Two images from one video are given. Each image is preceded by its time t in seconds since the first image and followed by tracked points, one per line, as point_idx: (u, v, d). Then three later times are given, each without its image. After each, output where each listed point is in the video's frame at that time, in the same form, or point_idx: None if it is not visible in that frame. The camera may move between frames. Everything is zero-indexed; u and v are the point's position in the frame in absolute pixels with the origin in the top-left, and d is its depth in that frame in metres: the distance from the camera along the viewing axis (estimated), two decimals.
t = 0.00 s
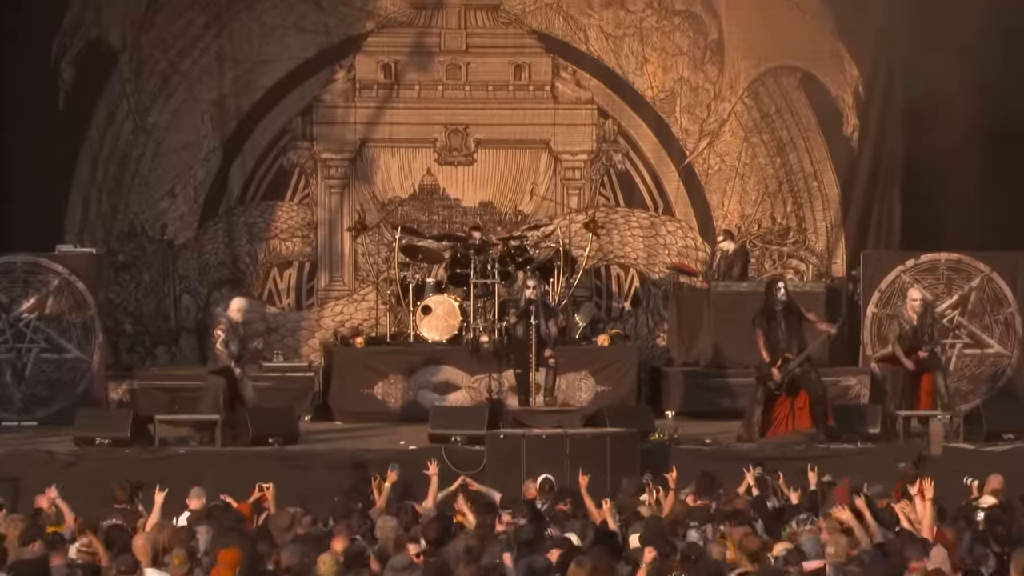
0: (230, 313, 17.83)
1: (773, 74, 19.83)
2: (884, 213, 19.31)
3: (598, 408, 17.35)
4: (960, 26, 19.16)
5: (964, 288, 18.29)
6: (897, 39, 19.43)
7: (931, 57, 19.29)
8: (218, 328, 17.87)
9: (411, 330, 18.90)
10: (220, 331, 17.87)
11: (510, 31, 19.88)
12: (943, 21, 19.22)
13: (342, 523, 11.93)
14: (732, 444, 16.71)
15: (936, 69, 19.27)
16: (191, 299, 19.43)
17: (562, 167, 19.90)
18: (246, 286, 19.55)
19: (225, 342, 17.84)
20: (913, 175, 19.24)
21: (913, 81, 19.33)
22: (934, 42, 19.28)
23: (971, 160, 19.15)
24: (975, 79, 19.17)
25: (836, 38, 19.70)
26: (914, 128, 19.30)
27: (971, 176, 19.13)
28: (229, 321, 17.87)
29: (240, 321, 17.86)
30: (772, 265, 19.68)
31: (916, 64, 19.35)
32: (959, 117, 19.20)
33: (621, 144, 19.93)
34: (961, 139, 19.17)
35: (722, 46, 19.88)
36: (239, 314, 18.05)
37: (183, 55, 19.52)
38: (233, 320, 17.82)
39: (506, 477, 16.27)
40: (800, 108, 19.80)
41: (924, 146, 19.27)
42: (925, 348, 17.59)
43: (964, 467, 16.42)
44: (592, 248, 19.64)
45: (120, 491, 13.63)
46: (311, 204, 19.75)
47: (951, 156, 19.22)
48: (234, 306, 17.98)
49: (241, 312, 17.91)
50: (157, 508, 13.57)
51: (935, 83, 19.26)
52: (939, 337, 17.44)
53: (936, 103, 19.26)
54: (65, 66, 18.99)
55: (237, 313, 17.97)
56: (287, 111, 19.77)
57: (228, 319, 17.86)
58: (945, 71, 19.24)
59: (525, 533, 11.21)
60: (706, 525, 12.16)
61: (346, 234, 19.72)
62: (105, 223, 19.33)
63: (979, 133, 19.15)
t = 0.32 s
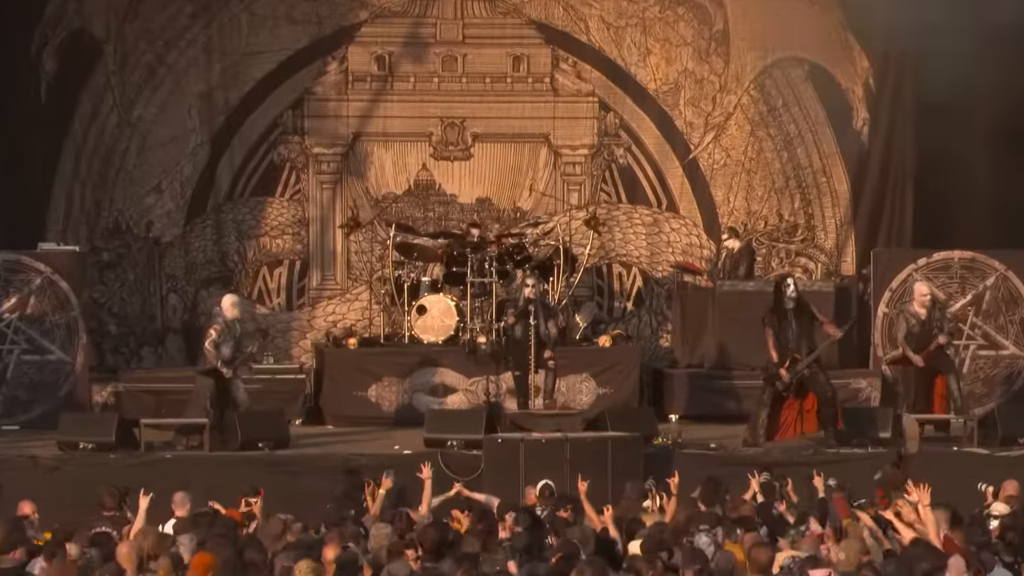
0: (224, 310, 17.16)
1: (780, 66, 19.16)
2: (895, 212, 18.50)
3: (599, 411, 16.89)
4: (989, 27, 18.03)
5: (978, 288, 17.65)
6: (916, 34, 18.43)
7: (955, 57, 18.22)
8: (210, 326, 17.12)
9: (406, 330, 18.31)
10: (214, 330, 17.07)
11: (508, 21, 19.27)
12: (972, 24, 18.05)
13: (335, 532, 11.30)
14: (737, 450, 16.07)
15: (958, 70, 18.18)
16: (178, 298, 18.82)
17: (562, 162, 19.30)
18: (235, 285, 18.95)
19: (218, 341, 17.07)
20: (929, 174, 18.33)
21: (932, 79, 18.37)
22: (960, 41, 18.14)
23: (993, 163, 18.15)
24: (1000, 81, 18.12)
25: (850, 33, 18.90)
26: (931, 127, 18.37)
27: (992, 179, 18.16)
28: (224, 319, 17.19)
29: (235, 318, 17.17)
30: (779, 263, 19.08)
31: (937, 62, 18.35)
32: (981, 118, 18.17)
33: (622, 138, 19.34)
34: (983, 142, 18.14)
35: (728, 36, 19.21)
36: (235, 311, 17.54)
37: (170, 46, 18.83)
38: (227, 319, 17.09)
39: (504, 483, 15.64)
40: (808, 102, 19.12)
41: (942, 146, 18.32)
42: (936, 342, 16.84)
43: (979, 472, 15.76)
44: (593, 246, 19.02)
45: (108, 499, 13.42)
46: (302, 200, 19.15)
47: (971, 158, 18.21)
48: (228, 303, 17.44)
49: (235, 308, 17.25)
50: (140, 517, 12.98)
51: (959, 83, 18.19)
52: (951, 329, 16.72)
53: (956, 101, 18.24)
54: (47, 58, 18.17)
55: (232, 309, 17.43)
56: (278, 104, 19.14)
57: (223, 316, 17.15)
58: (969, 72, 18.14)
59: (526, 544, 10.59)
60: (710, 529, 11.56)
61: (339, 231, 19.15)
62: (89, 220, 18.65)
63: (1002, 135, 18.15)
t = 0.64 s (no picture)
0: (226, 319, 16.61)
1: (787, 58, 18.54)
2: (907, 204, 17.92)
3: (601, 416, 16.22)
4: (1007, 17, 17.49)
5: (993, 287, 17.05)
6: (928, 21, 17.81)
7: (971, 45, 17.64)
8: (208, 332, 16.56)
9: (400, 330, 17.70)
10: (208, 334, 16.57)
11: (505, 11, 18.68)
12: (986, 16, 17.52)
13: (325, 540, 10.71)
14: (743, 455, 15.47)
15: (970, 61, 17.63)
16: (164, 298, 18.22)
17: (562, 157, 18.68)
18: (223, 284, 18.32)
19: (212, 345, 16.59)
20: (942, 165, 17.75)
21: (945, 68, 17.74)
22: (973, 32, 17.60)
23: (1010, 158, 17.60)
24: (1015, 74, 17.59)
25: (859, 22, 18.33)
26: (943, 118, 17.75)
27: (1008, 175, 17.62)
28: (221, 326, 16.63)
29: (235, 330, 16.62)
30: (786, 261, 18.45)
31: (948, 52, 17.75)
32: (998, 111, 17.59)
33: (625, 132, 18.73)
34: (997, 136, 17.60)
35: (733, 26, 18.63)
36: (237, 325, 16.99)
37: (155, 37, 18.21)
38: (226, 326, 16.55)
39: (501, 490, 15.04)
40: (815, 94, 18.53)
41: (955, 138, 17.71)
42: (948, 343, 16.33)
43: (995, 478, 15.14)
44: (594, 244, 18.43)
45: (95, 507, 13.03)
46: (292, 196, 18.52)
47: (986, 152, 17.61)
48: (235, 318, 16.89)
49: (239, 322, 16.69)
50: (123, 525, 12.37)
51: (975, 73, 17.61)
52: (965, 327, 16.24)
53: (971, 94, 17.64)
54: (26, 50, 17.65)
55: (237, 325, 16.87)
56: (268, 96, 18.52)
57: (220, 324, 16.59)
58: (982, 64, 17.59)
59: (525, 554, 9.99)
60: (718, 539, 10.96)
61: (331, 228, 18.50)
62: (72, 217, 18.05)
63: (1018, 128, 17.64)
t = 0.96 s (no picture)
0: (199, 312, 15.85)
1: (795, 48, 17.90)
2: (921, 195, 17.36)
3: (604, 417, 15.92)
4: None
5: (1009, 285, 16.40)
6: (946, 8, 17.26)
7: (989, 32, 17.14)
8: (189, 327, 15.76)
9: (393, 331, 17.10)
10: (189, 333, 15.84)
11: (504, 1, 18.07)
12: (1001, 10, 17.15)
13: (314, 549, 10.10)
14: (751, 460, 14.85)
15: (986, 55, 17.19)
16: (150, 297, 17.57)
17: (562, 151, 18.10)
18: (211, 282, 17.69)
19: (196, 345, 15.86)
20: (955, 157, 17.27)
21: (960, 57, 17.22)
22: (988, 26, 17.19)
23: None
24: None
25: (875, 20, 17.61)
26: (956, 109, 17.25)
27: None
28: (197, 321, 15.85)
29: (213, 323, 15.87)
30: (794, 259, 17.83)
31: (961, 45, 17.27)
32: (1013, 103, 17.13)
33: (627, 125, 18.12)
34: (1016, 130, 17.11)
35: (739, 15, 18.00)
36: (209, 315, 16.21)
37: (141, 27, 17.59)
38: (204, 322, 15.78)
39: (498, 495, 14.43)
40: (824, 86, 17.89)
41: (968, 130, 17.22)
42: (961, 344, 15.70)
43: (1013, 484, 14.52)
44: (595, 241, 17.85)
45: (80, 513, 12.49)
46: (283, 191, 17.92)
47: (1001, 146, 17.12)
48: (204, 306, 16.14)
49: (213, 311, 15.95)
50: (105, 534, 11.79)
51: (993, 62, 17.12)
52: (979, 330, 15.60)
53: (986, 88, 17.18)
54: (7, 39, 17.15)
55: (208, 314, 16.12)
56: (256, 88, 17.90)
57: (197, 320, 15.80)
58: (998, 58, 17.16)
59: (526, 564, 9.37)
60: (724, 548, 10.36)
61: (322, 224, 17.90)
62: (55, 214, 17.43)
63: None
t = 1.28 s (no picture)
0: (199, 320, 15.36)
1: (803, 38, 17.23)
2: (933, 188, 16.39)
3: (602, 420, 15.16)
4: None
5: None
6: None
7: (1011, 20, 15.90)
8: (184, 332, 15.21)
9: (386, 331, 16.49)
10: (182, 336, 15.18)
11: None
12: None
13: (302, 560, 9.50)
14: (760, 464, 14.19)
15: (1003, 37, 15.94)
16: (134, 296, 17.00)
17: (561, 144, 17.51)
18: (197, 281, 17.13)
19: (186, 349, 15.24)
20: (967, 151, 16.16)
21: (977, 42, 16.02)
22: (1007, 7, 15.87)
23: None
24: None
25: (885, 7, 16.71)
26: (971, 98, 16.10)
27: None
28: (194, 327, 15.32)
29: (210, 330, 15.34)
30: (802, 257, 17.27)
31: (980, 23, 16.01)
32: None
33: (628, 117, 17.56)
34: None
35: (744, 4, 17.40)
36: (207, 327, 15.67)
37: (124, 15, 16.94)
38: (202, 328, 15.25)
39: (495, 501, 13.82)
40: (833, 77, 17.24)
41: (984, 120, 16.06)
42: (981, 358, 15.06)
43: None
44: (595, 238, 17.26)
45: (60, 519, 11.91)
46: (271, 186, 17.33)
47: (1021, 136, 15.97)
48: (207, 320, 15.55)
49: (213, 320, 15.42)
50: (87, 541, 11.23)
51: (1012, 56, 15.91)
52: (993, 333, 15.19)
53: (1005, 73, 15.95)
54: None
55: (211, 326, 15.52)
56: (244, 80, 17.32)
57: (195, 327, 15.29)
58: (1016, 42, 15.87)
59: None
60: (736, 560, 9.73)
61: (312, 221, 17.32)
62: (35, 209, 16.67)
63: None
